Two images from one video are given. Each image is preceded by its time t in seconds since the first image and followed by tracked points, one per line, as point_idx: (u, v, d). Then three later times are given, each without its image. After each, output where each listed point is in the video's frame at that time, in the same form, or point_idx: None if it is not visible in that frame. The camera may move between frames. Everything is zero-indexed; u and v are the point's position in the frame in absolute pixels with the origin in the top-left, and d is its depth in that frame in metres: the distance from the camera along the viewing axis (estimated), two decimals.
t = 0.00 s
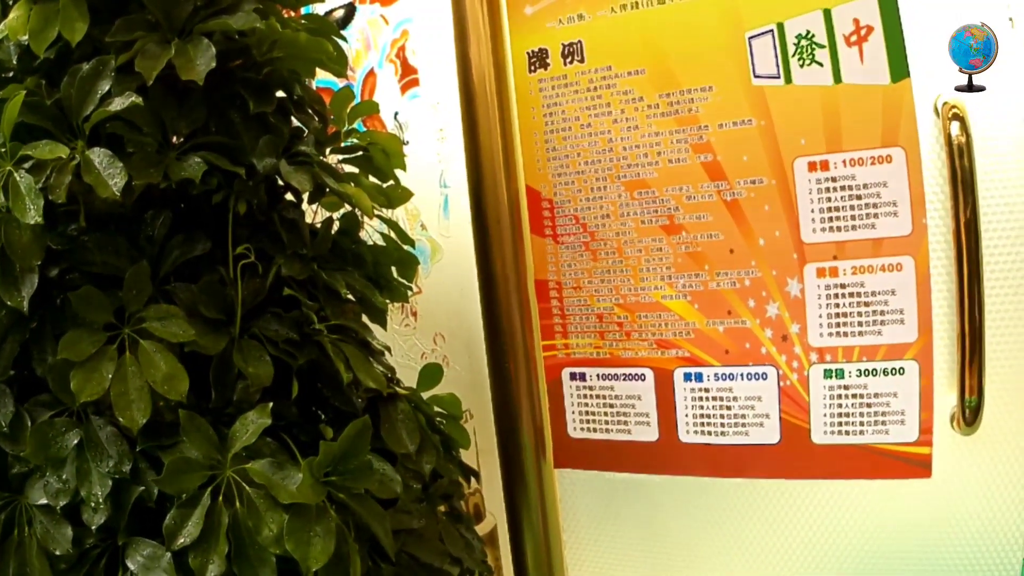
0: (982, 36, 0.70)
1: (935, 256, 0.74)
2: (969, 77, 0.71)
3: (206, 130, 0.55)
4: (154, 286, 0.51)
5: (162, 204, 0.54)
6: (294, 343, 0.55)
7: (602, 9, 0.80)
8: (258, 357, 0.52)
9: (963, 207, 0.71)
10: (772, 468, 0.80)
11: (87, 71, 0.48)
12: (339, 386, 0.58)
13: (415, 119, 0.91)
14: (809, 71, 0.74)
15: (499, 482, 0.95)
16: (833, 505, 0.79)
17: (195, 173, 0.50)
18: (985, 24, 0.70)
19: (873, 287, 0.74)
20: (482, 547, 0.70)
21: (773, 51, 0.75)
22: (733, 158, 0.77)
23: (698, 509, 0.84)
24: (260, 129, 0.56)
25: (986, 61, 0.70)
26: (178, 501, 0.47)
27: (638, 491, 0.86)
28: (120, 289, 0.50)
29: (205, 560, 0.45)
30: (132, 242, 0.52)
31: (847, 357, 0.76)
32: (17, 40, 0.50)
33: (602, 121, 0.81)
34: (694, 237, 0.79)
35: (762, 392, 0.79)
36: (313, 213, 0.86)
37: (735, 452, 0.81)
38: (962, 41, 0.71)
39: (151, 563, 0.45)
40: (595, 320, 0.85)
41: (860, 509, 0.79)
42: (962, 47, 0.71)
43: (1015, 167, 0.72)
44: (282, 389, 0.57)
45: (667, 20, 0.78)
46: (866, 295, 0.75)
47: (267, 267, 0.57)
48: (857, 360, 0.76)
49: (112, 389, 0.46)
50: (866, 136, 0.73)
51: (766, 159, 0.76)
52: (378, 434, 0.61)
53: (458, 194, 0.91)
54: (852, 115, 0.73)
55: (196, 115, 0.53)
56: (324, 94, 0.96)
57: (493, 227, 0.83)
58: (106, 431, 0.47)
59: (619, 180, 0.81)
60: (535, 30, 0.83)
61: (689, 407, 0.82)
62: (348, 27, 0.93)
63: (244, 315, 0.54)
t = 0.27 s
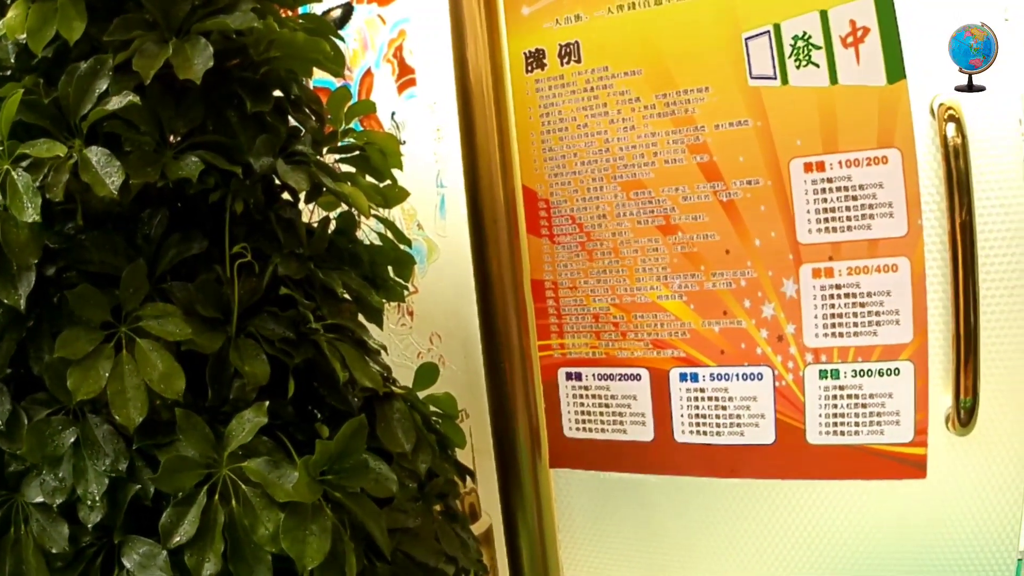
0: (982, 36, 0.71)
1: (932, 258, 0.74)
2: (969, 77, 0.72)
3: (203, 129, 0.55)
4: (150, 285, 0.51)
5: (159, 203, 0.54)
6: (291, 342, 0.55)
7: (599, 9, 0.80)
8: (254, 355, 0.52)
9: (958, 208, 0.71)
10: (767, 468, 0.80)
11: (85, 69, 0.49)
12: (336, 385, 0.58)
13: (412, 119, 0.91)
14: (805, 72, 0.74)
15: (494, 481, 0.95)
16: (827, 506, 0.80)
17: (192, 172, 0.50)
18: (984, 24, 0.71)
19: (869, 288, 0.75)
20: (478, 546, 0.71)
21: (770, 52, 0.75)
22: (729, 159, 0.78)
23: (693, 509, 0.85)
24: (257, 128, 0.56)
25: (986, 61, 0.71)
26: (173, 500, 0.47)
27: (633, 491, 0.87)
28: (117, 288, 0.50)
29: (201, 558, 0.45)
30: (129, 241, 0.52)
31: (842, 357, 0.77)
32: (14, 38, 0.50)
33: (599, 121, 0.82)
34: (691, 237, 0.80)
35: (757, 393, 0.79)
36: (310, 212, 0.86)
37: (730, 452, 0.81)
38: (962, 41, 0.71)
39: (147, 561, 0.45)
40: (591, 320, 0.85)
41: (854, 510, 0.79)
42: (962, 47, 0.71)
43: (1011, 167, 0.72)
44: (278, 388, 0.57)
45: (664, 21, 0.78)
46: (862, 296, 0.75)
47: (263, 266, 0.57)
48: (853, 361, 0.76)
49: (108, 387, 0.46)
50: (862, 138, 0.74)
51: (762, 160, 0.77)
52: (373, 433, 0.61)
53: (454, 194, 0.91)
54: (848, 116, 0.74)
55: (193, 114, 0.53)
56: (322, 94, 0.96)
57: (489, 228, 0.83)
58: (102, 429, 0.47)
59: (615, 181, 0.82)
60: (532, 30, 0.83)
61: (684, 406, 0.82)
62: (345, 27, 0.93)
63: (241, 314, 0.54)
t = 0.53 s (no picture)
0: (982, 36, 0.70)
1: (926, 258, 0.74)
2: (969, 77, 0.72)
3: (201, 128, 0.55)
4: (147, 283, 0.52)
5: (156, 201, 0.55)
6: (288, 340, 0.55)
7: (596, 9, 0.81)
8: (251, 353, 0.52)
9: (953, 209, 0.72)
10: (762, 467, 0.81)
11: (83, 68, 0.49)
12: (332, 383, 0.58)
13: (409, 118, 0.91)
14: (802, 73, 0.75)
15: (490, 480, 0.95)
16: (822, 506, 0.80)
17: (189, 171, 0.50)
18: (985, 24, 0.71)
19: (864, 288, 0.75)
20: (474, 545, 0.71)
21: (767, 53, 0.75)
22: (725, 159, 0.78)
23: (688, 509, 0.85)
24: (255, 127, 0.56)
25: (986, 61, 0.71)
26: (170, 497, 0.47)
27: (629, 490, 0.87)
28: (114, 286, 0.50)
29: (197, 556, 0.45)
30: (126, 239, 0.52)
31: (837, 357, 0.77)
32: (13, 36, 0.50)
33: (596, 121, 0.82)
34: (687, 237, 0.80)
35: (752, 392, 0.80)
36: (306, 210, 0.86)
37: (724, 451, 0.81)
38: (962, 41, 0.71)
39: (144, 558, 0.46)
40: (587, 320, 0.85)
41: (849, 510, 0.79)
42: (962, 47, 0.71)
43: (1006, 169, 0.72)
44: (275, 386, 0.58)
45: (662, 22, 0.78)
46: (857, 296, 0.75)
47: (260, 264, 0.57)
48: (848, 361, 0.77)
49: (105, 385, 0.46)
50: (858, 138, 0.74)
51: (758, 161, 0.77)
52: (370, 431, 0.61)
53: (451, 193, 0.91)
54: (844, 117, 0.74)
55: (191, 112, 0.53)
56: (319, 93, 0.96)
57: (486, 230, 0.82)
58: (99, 426, 0.47)
59: (612, 181, 0.82)
60: (529, 30, 0.84)
61: (680, 406, 0.82)
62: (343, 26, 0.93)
63: (237, 313, 0.55)
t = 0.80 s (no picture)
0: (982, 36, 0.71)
1: (921, 259, 0.75)
2: (969, 77, 0.72)
3: (198, 128, 0.55)
4: (145, 283, 0.52)
5: (153, 201, 0.55)
6: (284, 340, 0.55)
7: (593, 11, 0.81)
8: (248, 354, 0.52)
9: (949, 211, 0.72)
10: (757, 468, 0.81)
11: (81, 68, 0.49)
12: (328, 383, 0.58)
13: (406, 119, 0.92)
14: (798, 74, 0.75)
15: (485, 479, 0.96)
16: (816, 506, 0.81)
17: (187, 171, 0.50)
18: (984, 24, 0.71)
19: (860, 289, 0.76)
20: (470, 545, 0.71)
21: (763, 54, 0.76)
22: (721, 161, 0.78)
23: (684, 509, 0.85)
24: (252, 127, 0.56)
25: (986, 61, 0.71)
26: (167, 497, 0.47)
27: (625, 490, 0.87)
28: (111, 286, 0.50)
29: (194, 555, 0.45)
30: (123, 239, 0.52)
31: (833, 358, 0.77)
32: (10, 36, 0.50)
33: (592, 122, 0.82)
34: (682, 239, 0.80)
35: (748, 393, 0.80)
36: (303, 211, 0.86)
37: (720, 451, 0.82)
38: (962, 41, 0.71)
39: (141, 558, 0.46)
40: (583, 321, 0.85)
41: (843, 510, 0.80)
42: (962, 47, 0.72)
43: (1001, 170, 0.73)
44: (271, 386, 0.58)
45: (658, 23, 0.79)
46: (852, 297, 0.76)
47: (257, 264, 0.57)
48: (843, 362, 0.77)
49: (102, 385, 0.46)
50: (854, 140, 0.74)
51: (754, 162, 0.77)
52: (366, 431, 0.62)
53: (447, 194, 0.91)
54: (840, 119, 0.74)
55: (188, 112, 0.53)
56: (316, 94, 0.96)
57: (482, 226, 0.83)
58: (96, 426, 0.47)
59: (608, 182, 0.82)
60: (526, 31, 0.84)
61: (676, 407, 0.83)
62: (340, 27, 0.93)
63: (234, 313, 0.55)
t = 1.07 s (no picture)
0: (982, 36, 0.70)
1: (918, 261, 0.75)
2: (969, 77, 0.72)
3: (196, 127, 0.55)
4: (142, 282, 0.52)
5: (150, 199, 0.55)
6: (281, 339, 0.55)
7: (590, 11, 0.81)
8: (245, 353, 0.52)
9: (946, 212, 0.73)
10: (752, 467, 0.81)
11: (78, 67, 0.49)
12: (325, 382, 0.58)
13: (403, 120, 0.91)
14: (794, 75, 0.75)
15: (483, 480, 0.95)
16: (813, 505, 0.81)
17: (184, 170, 0.50)
18: (984, 24, 0.71)
19: (856, 289, 0.76)
20: (467, 544, 0.71)
21: (759, 55, 0.76)
22: (718, 162, 0.78)
23: (680, 508, 0.86)
24: (249, 127, 0.56)
25: (986, 61, 0.70)
26: (164, 495, 0.47)
27: (621, 489, 0.87)
28: (109, 285, 0.50)
29: (192, 554, 0.45)
30: (120, 238, 0.52)
31: (829, 359, 0.78)
32: (8, 35, 0.50)
33: (589, 123, 0.82)
34: (679, 239, 0.80)
35: (744, 393, 0.80)
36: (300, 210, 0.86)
37: (716, 451, 0.82)
38: (962, 41, 0.71)
39: (138, 557, 0.46)
40: (580, 321, 0.86)
41: (838, 510, 0.80)
42: (962, 47, 0.71)
43: (997, 171, 0.73)
44: (269, 385, 0.58)
45: (656, 24, 0.79)
46: (848, 298, 0.76)
47: (254, 263, 0.57)
48: (839, 362, 0.77)
49: (100, 383, 0.46)
50: (850, 141, 0.75)
51: (751, 163, 0.77)
52: (363, 430, 0.62)
53: (444, 195, 0.91)
54: (836, 121, 0.75)
55: (186, 112, 0.53)
56: (313, 93, 0.96)
57: (478, 224, 0.86)
58: (94, 425, 0.47)
59: (605, 182, 0.82)
60: (523, 31, 0.84)
61: (672, 406, 0.83)
62: (338, 26, 0.93)
63: (231, 312, 0.55)
